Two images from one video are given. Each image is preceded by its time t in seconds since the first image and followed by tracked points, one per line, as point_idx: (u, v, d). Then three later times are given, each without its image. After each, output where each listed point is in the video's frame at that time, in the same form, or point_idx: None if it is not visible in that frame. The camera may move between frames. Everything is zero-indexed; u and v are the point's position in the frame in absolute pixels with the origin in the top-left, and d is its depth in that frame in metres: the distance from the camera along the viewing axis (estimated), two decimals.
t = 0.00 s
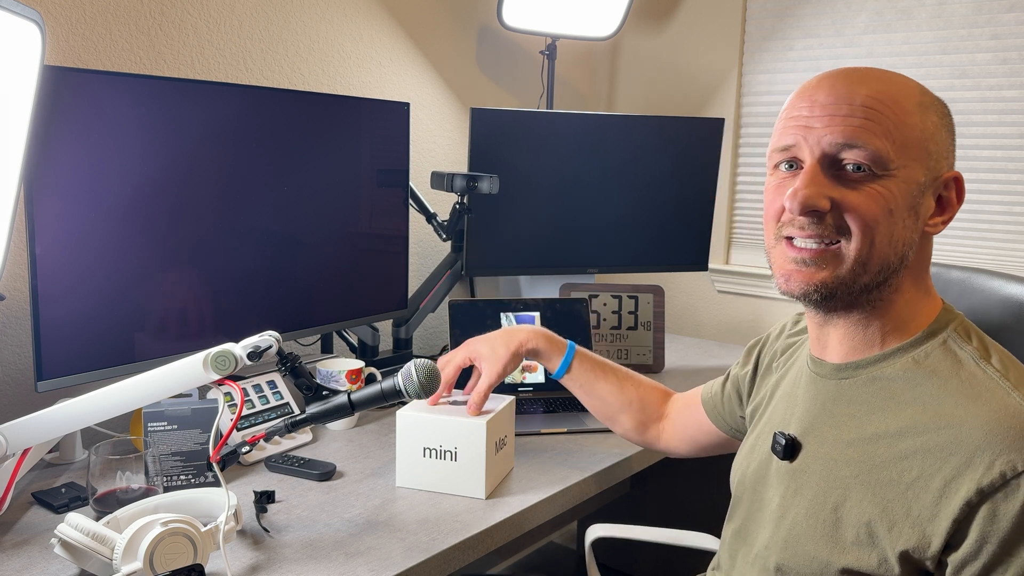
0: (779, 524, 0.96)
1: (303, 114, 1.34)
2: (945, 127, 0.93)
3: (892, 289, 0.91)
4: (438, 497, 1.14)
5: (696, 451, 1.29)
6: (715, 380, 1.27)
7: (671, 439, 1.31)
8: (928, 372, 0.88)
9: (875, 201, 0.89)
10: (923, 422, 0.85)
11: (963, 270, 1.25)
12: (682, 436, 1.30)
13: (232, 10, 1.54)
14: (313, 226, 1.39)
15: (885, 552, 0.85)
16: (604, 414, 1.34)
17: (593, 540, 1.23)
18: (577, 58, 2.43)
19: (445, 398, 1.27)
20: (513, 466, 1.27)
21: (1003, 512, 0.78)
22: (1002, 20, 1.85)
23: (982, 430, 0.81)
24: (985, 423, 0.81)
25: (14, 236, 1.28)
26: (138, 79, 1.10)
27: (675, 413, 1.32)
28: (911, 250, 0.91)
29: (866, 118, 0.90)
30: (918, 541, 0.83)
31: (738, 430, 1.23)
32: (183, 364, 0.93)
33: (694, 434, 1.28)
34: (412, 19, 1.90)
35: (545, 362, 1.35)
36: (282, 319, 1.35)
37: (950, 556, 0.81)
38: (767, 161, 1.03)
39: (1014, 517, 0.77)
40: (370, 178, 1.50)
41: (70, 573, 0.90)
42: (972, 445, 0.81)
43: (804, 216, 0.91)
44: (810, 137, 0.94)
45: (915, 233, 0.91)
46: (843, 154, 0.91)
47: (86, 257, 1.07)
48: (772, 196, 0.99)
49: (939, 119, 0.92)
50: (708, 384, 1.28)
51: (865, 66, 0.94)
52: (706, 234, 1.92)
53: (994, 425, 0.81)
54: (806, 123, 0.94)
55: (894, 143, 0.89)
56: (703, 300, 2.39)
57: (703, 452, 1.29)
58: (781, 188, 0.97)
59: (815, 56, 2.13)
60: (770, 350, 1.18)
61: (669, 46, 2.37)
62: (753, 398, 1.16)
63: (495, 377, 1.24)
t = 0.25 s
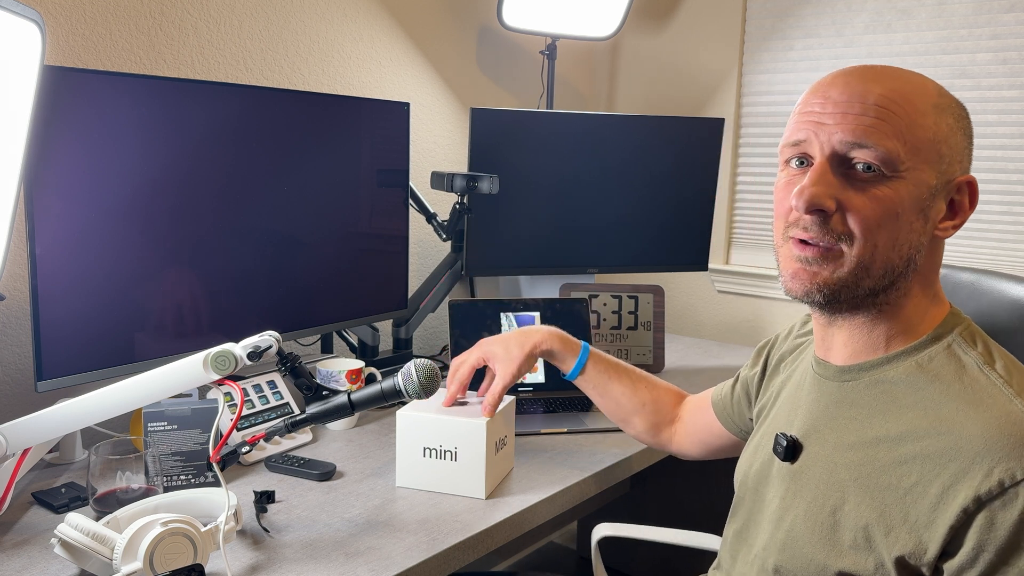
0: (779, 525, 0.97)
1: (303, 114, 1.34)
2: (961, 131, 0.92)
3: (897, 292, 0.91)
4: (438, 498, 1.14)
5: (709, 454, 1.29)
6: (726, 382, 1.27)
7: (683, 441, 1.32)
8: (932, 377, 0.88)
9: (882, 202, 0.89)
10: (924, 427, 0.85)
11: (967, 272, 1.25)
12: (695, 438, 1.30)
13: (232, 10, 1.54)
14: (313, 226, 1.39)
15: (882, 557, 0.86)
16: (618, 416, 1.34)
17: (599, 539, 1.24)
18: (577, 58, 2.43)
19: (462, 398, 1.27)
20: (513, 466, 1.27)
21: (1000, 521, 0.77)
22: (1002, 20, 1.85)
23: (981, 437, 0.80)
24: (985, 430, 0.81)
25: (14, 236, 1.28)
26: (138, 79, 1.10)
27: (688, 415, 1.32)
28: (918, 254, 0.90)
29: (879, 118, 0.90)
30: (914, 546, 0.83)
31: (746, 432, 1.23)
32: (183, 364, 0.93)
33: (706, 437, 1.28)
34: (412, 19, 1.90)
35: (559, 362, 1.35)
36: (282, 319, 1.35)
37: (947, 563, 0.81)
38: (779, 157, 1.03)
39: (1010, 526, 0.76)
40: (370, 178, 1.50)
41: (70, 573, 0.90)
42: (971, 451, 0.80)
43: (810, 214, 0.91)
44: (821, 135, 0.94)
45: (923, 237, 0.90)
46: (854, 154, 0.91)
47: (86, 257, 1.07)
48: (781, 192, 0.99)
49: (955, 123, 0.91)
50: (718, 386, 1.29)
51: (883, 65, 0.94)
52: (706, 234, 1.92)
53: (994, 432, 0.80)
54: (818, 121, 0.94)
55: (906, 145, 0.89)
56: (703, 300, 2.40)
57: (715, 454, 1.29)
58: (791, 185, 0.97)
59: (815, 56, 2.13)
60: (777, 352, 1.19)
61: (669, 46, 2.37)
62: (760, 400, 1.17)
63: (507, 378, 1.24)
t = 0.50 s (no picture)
0: (775, 526, 0.97)
1: (302, 113, 1.34)
2: (968, 134, 0.92)
3: (897, 293, 0.91)
4: (438, 497, 1.14)
5: (712, 452, 1.29)
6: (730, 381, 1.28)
7: (686, 439, 1.32)
8: (927, 378, 0.88)
9: (885, 203, 0.88)
10: (917, 429, 0.85)
11: (966, 272, 1.25)
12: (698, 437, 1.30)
13: (232, 10, 1.54)
14: (313, 226, 1.39)
15: (873, 559, 0.86)
16: (620, 413, 1.34)
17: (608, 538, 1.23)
18: (577, 58, 2.43)
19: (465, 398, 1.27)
20: (513, 466, 1.27)
21: (990, 523, 0.77)
22: (1002, 20, 1.85)
23: (973, 438, 0.80)
24: (976, 432, 0.80)
25: (14, 236, 1.28)
26: (138, 79, 1.10)
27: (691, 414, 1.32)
28: (920, 256, 0.90)
29: (885, 119, 0.89)
30: (905, 548, 0.83)
31: (750, 432, 1.23)
32: (183, 364, 0.93)
33: (710, 435, 1.28)
34: (412, 19, 1.90)
35: (562, 361, 1.36)
36: (282, 319, 1.35)
37: (937, 566, 0.81)
38: (785, 155, 1.03)
39: (1000, 528, 0.76)
40: (370, 178, 1.50)
41: (70, 573, 0.90)
42: (962, 453, 0.80)
43: (812, 214, 0.91)
44: (826, 134, 0.94)
45: (926, 239, 0.90)
46: (858, 154, 0.91)
47: (86, 257, 1.07)
48: (785, 191, 0.99)
49: (961, 125, 0.91)
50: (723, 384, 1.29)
51: (892, 65, 0.94)
52: (705, 234, 1.92)
53: (986, 434, 0.80)
54: (824, 119, 0.94)
55: (911, 146, 0.89)
56: (703, 300, 2.40)
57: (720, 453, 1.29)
58: (795, 184, 0.97)
59: (815, 56, 2.13)
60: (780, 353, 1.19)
61: (669, 46, 2.37)
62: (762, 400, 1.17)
63: (509, 377, 1.24)
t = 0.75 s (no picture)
0: (770, 528, 0.97)
1: (302, 113, 1.34)
2: (966, 137, 0.91)
3: (891, 295, 0.90)
4: (438, 497, 1.14)
5: (707, 446, 1.29)
6: (727, 377, 1.28)
7: (680, 435, 1.32)
8: (920, 379, 0.88)
9: (880, 205, 0.88)
10: (909, 430, 0.85)
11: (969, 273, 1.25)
12: (692, 433, 1.31)
13: (232, 10, 1.55)
14: (313, 226, 1.39)
15: (864, 560, 0.86)
16: (612, 410, 1.35)
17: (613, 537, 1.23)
18: (577, 58, 2.43)
19: (461, 399, 1.26)
20: (513, 466, 1.27)
21: (979, 525, 0.77)
22: (1002, 20, 1.85)
23: (962, 440, 0.80)
24: (966, 433, 0.80)
25: (14, 236, 1.28)
26: (138, 79, 1.10)
27: (685, 409, 1.33)
28: (914, 258, 0.90)
29: (882, 119, 0.89)
30: (895, 550, 0.83)
31: (749, 429, 1.23)
32: (183, 364, 0.93)
33: (705, 429, 1.29)
34: (412, 19, 1.90)
35: (550, 360, 1.36)
36: (282, 319, 1.35)
37: (927, 567, 0.81)
38: (780, 155, 1.02)
39: (989, 530, 0.76)
40: (370, 178, 1.50)
41: (70, 573, 0.90)
42: (952, 455, 0.80)
43: (806, 214, 0.89)
44: (822, 133, 0.93)
45: (921, 241, 0.90)
46: (854, 155, 0.90)
47: (86, 257, 1.07)
48: (780, 190, 0.98)
49: (960, 127, 0.91)
50: (721, 379, 1.29)
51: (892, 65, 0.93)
52: (705, 234, 1.92)
53: (976, 436, 0.80)
54: (821, 119, 0.94)
55: (907, 148, 0.88)
56: (703, 300, 2.40)
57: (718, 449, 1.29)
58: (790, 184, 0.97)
59: (815, 56, 2.13)
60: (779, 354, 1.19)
61: (669, 46, 2.37)
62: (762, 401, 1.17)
63: (500, 375, 1.25)
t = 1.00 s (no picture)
0: (767, 529, 0.97)
1: (302, 113, 1.34)
2: (966, 137, 0.91)
3: (886, 294, 0.90)
4: (438, 497, 1.14)
5: (705, 444, 1.30)
6: (725, 376, 1.28)
7: (677, 434, 1.32)
8: (917, 381, 0.88)
9: (873, 204, 0.88)
10: (905, 432, 0.85)
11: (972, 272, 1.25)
12: (689, 432, 1.31)
13: (232, 10, 1.54)
14: (313, 226, 1.39)
15: (860, 562, 0.86)
16: (607, 411, 1.35)
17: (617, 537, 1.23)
18: (577, 58, 2.43)
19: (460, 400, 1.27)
20: (513, 466, 1.27)
21: (973, 528, 0.77)
22: (1002, 20, 1.85)
23: (958, 442, 0.80)
24: (961, 436, 0.80)
25: (14, 236, 1.28)
26: (138, 79, 1.10)
27: (682, 408, 1.33)
28: (909, 258, 0.90)
29: (879, 118, 0.89)
30: (890, 552, 0.83)
31: (748, 428, 1.24)
32: (183, 364, 0.93)
33: (702, 427, 1.29)
34: (412, 19, 1.90)
35: (541, 364, 1.37)
36: (282, 319, 1.35)
37: (921, 570, 0.81)
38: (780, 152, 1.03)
39: (983, 533, 0.76)
40: (371, 178, 1.50)
41: (70, 573, 0.90)
42: (947, 457, 0.80)
43: (799, 210, 0.91)
44: (820, 132, 0.94)
45: (916, 241, 0.90)
46: (850, 153, 0.91)
47: (86, 257, 1.07)
48: (779, 187, 0.99)
49: (960, 126, 0.90)
50: (720, 377, 1.30)
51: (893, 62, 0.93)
52: (705, 234, 1.92)
53: (971, 438, 0.80)
54: (819, 116, 0.94)
55: (904, 147, 0.88)
56: (703, 300, 2.40)
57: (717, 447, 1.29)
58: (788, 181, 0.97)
59: (815, 56, 2.13)
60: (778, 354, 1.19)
61: (669, 47, 2.37)
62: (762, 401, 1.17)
63: (493, 376, 1.25)
